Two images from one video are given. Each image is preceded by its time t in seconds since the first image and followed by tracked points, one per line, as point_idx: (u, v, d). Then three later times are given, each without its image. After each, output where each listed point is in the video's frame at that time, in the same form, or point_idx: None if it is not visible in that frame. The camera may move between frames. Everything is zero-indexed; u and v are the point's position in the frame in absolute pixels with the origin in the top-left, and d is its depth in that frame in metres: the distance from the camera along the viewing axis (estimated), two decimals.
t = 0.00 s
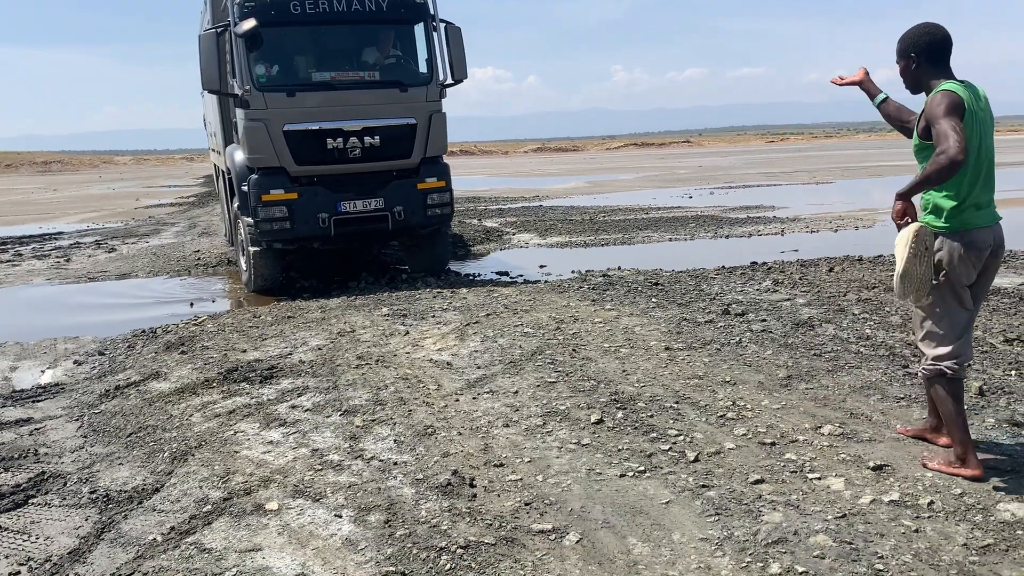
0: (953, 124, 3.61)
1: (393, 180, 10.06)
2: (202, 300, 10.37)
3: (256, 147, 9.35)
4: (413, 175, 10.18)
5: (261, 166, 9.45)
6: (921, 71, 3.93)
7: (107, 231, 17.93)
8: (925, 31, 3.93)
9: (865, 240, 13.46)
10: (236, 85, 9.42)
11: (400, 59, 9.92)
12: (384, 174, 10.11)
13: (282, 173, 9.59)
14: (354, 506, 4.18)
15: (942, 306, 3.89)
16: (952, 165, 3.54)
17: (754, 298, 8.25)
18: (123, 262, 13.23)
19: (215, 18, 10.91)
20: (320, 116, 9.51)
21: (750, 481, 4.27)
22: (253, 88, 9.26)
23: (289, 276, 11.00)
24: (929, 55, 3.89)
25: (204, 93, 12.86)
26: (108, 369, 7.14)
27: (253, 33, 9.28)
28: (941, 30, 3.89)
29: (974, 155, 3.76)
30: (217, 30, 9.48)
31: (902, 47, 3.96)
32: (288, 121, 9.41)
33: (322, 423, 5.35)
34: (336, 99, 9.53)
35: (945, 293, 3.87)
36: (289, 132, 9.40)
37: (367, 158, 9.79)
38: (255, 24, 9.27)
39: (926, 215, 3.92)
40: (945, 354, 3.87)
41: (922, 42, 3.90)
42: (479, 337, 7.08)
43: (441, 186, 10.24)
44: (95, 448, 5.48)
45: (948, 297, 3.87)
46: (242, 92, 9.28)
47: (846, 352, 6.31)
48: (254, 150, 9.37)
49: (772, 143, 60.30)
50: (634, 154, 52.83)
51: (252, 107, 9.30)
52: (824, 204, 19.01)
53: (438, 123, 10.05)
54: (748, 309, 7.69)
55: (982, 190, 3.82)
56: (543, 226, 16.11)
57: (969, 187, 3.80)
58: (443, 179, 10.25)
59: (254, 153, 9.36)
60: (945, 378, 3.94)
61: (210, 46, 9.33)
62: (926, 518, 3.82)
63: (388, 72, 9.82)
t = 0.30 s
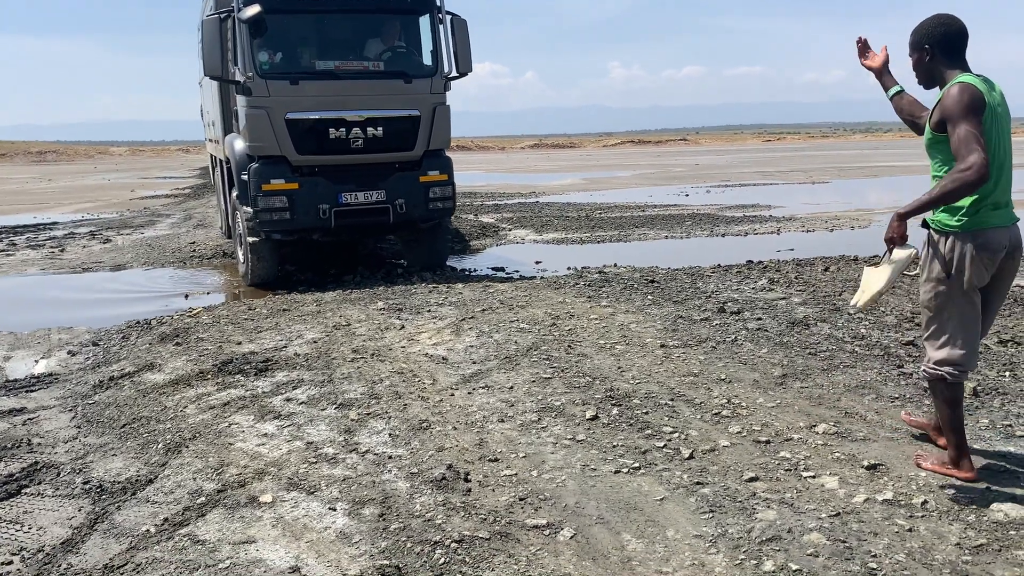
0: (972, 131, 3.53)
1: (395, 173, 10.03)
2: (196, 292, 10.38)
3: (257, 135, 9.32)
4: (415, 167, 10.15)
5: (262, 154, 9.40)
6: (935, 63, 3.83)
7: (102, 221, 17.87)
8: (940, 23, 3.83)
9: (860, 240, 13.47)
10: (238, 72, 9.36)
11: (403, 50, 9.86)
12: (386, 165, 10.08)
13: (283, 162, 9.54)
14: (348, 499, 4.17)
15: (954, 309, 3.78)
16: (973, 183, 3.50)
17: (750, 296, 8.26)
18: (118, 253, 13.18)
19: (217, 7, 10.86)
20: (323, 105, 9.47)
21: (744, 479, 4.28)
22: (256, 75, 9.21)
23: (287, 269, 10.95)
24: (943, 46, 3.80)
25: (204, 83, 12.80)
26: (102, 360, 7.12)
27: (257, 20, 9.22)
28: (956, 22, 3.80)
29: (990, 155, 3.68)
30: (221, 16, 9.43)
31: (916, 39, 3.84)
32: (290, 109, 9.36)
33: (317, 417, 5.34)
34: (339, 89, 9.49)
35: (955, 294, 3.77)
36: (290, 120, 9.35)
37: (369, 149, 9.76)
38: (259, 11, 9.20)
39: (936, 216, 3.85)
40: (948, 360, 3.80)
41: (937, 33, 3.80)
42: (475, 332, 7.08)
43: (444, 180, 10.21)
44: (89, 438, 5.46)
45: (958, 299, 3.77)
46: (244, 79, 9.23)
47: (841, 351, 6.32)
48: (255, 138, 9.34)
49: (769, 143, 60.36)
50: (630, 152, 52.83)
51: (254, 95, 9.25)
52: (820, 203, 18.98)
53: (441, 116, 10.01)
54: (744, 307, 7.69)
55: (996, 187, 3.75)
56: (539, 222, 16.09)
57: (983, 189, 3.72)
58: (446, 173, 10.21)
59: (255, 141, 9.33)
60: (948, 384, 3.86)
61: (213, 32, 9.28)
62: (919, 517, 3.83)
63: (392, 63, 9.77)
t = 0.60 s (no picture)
0: (975, 139, 3.50)
1: (395, 168, 10.00)
2: (188, 286, 10.36)
3: (255, 127, 9.24)
4: (415, 162, 10.13)
5: (260, 147, 9.34)
6: (949, 58, 3.77)
7: (94, 214, 17.78)
8: (954, 18, 3.77)
9: (853, 241, 13.52)
10: (235, 63, 9.25)
11: (404, 43, 9.82)
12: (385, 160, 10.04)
13: (280, 156, 9.49)
14: (341, 494, 4.17)
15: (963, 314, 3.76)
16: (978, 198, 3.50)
17: (743, 295, 8.27)
18: (110, 246, 13.11)
19: None
20: (322, 98, 9.41)
21: (737, 477, 4.29)
22: (253, 66, 9.12)
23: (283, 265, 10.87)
24: (958, 41, 3.74)
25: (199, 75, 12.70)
26: (94, 353, 7.08)
27: (255, 10, 9.14)
28: (970, 17, 3.74)
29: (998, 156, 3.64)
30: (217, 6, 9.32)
31: (928, 34, 3.79)
32: (288, 101, 9.30)
33: (310, 411, 5.33)
34: (339, 81, 9.43)
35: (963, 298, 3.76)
36: (289, 113, 9.29)
37: (369, 143, 9.72)
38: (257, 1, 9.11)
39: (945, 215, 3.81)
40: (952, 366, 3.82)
41: (950, 28, 3.75)
42: (469, 329, 7.07)
43: (444, 175, 10.20)
44: (81, 431, 5.44)
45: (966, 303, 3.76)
46: (242, 70, 9.14)
47: (833, 350, 6.35)
48: (253, 130, 9.26)
49: (762, 143, 60.55)
50: (623, 151, 52.86)
51: (252, 86, 9.17)
52: (812, 204, 19.05)
53: (442, 109, 10.00)
54: (737, 306, 7.71)
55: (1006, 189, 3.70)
56: (533, 219, 16.09)
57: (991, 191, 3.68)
58: (446, 168, 10.20)
59: (253, 133, 9.25)
60: (949, 388, 3.89)
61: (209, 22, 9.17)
62: (911, 516, 3.85)
63: (393, 55, 9.71)
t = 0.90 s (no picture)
0: (1004, 143, 3.42)
1: (391, 167, 9.83)
2: (175, 283, 10.32)
3: (246, 128, 9.08)
4: (411, 160, 9.97)
5: (250, 149, 9.18)
6: (967, 58, 3.68)
7: (81, 211, 17.66)
8: (972, 16, 3.67)
9: (841, 239, 13.59)
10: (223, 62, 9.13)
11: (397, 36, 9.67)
12: (381, 159, 9.89)
13: (272, 157, 9.33)
14: (331, 493, 4.16)
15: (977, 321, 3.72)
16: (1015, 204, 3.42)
17: (733, 293, 8.30)
18: (98, 243, 13.03)
19: None
20: (314, 96, 9.25)
21: (726, 474, 4.31)
22: (242, 65, 8.99)
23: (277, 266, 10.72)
24: (976, 41, 3.64)
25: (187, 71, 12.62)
26: (83, 351, 7.05)
27: (242, 8, 9.01)
28: (989, 16, 3.65)
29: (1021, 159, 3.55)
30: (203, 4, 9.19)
31: (948, 33, 3.68)
32: (279, 100, 9.14)
33: (300, 410, 5.32)
34: (330, 78, 9.27)
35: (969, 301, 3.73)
36: (280, 112, 9.13)
37: (364, 141, 9.55)
38: None
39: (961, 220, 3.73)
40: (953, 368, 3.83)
41: (969, 28, 3.65)
42: (459, 327, 7.07)
43: (441, 173, 10.04)
44: (69, 430, 5.41)
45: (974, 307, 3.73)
46: (230, 69, 9.01)
47: (822, 348, 6.38)
48: (243, 131, 9.10)
49: (751, 142, 60.78)
50: (613, 149, 52.95)
51: (241, 86, 9.02)
52: (800, 202, 19.14)
53: (438, 104, 9.83)
54: (727, 304, 7.74)
55: None
56: (523, 218, 16.09)
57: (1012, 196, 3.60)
58: (443, 165, 10.03)
59: (244, 134, 9.09)
60: (945, 390, 3.92)
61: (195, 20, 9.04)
62: (899, 513, 3.88)
63: (385, 50, 9.57)
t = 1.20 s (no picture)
0: None
1: (389, 173, 9.62)
2: (165, 284, 10.27)
3: (239, 136, 8.87)
4: (410, 166, 9.74)
5: (244, 158, 8.98)
6: (991, 51, 3.62)
7: (69, 213, 17.57)
8: (995, 10, 3.64)
9: (829, 235, 13.67)
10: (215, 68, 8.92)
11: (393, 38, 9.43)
12: (379, 165, 9.65)
13: (266, 165, 9.13)
14: (322, 492, 4.17)
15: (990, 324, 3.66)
16: None
17: (722, 290, 8.35)
18: (86, 245, 12.97)
19: None
20: (310, 103, 9.03)
21: (715, 470, 4.34)
22: (234, 71, 8.77)
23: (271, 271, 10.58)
24: (999, 34, 3.60)
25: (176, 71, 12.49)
26: (71, 352, 7.03)
27: (234, 11, 8.79)
28: (1012, 10, 3.62)
29: None
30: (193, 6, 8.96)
31: (971, 25, 3.64)
32: (274, 108, 8.92)
33: (290, 410, 5.32)
34: (326, 84, 9.04)
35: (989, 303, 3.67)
36: (275, 119, 8.91)
37: (362, 148, 9.34)
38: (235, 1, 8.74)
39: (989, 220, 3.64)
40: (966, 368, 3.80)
41: (993, 20, 3.61)
42: (449, 325, 7.08)
43: (441, 179, 9.81)
44: (58, 431, 5.39)
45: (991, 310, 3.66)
46: (222, 76, 8.79)
47: (811, 344, 6.42)
48: (236, 140, 8.90)
49: (739, 139, 61.00)
50: (602, 147, 53.02)
51: (234, 93, 8.81)
52: (788, 199, 19.24)
53: (437, 110, 9.62)
54: (716, 301, 7.78)
55: None
56: (513, 216, 16.10)
57: None
58: (443, 171, 9.81)
59: (238, 142, 8.89)
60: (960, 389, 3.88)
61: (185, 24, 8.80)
62: (886, 507, 3.92)
63: (382, 53, 9.33)
